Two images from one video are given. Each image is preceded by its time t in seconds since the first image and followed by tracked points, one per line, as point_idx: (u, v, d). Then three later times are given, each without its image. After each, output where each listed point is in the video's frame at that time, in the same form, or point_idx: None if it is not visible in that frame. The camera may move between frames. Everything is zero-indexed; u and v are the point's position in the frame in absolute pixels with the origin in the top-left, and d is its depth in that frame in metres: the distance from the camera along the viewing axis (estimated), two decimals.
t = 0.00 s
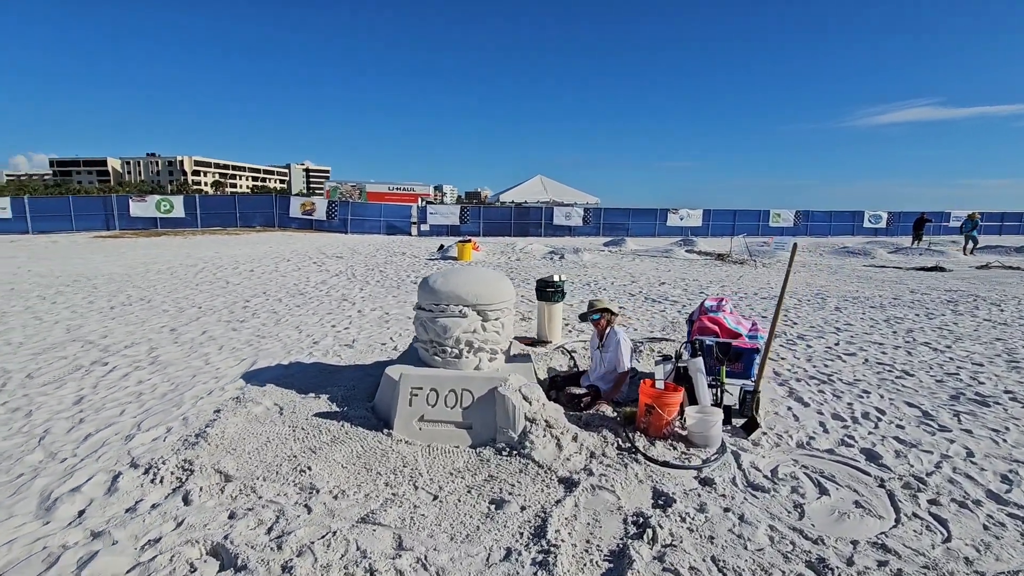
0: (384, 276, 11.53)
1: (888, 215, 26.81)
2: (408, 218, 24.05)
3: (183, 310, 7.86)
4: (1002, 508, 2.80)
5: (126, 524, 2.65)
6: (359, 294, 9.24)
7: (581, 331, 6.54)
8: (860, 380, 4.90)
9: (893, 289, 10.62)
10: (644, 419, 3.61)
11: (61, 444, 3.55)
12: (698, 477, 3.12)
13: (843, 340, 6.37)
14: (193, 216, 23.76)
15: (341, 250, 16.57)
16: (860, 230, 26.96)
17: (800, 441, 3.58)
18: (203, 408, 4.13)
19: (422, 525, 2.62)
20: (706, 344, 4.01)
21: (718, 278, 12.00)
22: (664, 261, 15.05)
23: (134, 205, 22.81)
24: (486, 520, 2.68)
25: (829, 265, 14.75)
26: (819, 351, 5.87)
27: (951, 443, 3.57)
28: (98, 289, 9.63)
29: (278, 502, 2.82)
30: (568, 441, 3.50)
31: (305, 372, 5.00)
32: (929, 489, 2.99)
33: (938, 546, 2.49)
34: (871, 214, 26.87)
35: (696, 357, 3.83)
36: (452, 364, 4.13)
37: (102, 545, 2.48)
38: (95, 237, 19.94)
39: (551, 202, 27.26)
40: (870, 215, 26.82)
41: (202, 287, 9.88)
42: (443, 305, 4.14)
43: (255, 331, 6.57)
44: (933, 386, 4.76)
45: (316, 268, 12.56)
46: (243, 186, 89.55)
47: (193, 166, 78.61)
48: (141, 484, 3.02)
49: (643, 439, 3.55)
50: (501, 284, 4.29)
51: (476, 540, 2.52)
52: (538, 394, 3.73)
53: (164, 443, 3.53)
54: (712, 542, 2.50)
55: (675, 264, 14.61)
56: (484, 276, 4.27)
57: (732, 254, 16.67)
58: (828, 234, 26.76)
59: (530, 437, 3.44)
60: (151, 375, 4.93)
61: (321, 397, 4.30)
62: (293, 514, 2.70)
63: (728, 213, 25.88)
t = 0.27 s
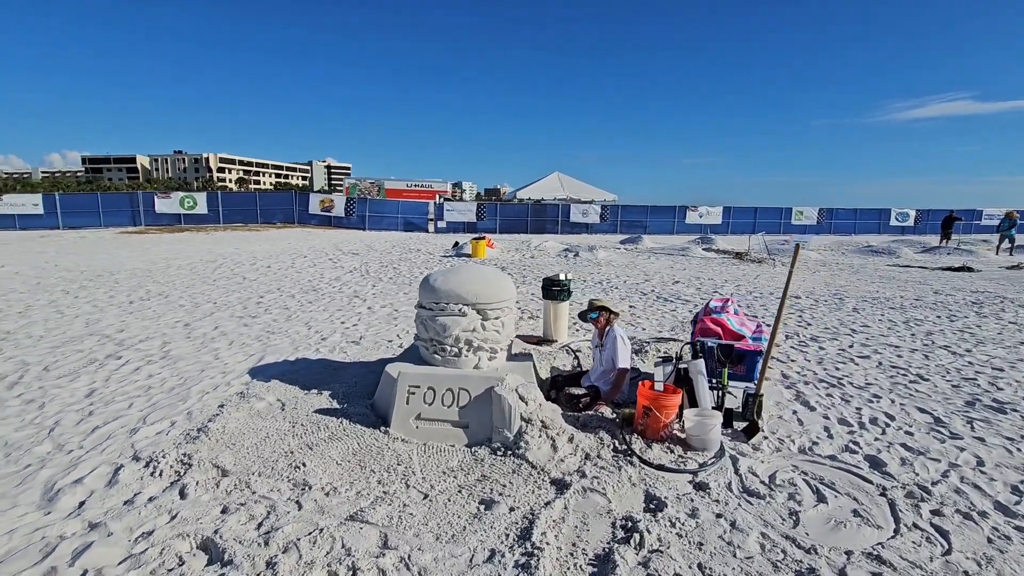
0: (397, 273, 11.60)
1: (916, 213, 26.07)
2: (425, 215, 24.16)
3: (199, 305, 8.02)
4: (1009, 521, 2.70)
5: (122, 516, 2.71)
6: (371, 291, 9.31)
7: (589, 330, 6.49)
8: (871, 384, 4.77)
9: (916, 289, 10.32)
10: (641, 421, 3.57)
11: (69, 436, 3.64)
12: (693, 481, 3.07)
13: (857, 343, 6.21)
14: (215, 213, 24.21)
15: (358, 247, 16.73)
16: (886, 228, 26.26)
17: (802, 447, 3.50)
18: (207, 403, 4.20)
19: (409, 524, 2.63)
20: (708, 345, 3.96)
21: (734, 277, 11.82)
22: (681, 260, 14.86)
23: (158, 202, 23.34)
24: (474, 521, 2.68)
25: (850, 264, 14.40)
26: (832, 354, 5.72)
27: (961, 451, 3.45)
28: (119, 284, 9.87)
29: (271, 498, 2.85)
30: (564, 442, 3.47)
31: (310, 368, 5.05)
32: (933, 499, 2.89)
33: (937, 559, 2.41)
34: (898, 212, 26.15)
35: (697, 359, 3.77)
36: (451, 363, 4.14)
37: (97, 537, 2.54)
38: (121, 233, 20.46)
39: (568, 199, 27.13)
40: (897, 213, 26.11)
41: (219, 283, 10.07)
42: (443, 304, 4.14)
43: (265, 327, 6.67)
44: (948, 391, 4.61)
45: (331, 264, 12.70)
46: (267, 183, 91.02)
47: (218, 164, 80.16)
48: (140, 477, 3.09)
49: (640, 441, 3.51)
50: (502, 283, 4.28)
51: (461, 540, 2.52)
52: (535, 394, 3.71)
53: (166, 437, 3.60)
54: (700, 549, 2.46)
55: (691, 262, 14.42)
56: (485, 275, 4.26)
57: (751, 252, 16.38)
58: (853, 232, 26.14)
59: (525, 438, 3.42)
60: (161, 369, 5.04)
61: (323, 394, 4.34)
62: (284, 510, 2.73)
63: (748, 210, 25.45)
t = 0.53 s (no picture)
0: (412, 270, 11.62)
1: (949, 210, 25.19)
2: (444, 212, 24.20)
3: (215, 301, 8.12)
4: None
5: (119, 511, 2.72)
6: (385, 288, 9.33)
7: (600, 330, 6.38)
8: (893, 388, 4.57)
9: (946, 289, 9.94)
10: (647, 423, 3.46)
11: (78, 429, 3.69)
12: (698, 487, 2.97)
13: (881, 344, 5.98)
14: (238, 210, 24.64)
15: (375, 244, 16.83)
16: (917, 226, 25.44)
17: (816, 453, 3.36)
18: (213, 398, 4.22)
19: (401, 525, 2.59)
20: (718, 347, 3.83)
21: (755, 275, 11.55)
22: (700, 258, 14.59)
23: (184, 199, 23.85)
24: (467, 523, 2.62)
25: (878, 263, 13.96)
26: (853, 356, 5.51)
27: (987, 461, 3.27)
28: (141, 279, 10.08)
29: (266, 495, 2.83)
30: (566, 443, 3.39)
31: (318, 364, 5.05)
32: (954, 511, 2.73)
33: None
34: (929, 209, 25.32)
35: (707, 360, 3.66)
36: (455, 362, 4.08)
37: (92, 531, 2.55)
38: (148, 230, 20.97)
39: (587, 197, 26.91)
40: (929, 211, 25.28)
41: (237, 279, 10.21)
42: (447, 301, 4.09)
43: (278, 323, 6.71)
44: (976, 397, 4.38)
45: (348, 261, 12.79)
46: (291, 181, 92.45)
47: (243, 162, 81.68)
48: (141, 472, 3.10)
49: (645, 444, 3.41)
50: (507, 280, 4.20)
51: (453, 543, 2.46)
52: (538, 394, 3.63)
53: (170, 432, 3.62)
54: (699, 559, 2.37)
55: (711, 261, 14.14)
56: (490, 272, 4.20)
57: (773, 250, 16.01)
58: (881, 230, 25.40)
59: (526, 439, 3.35)
60: (172, 364, 5.09)
61: (327, 390, 4.33)
62: (278, 508, 2.71)
63: (772, 208, 24.91)
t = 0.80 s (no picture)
0: (429, 269, 11.57)
1: (987, 211, 24.22)
2: (463, 211, 24.18)
3: (232, 299, 8.18)
4: None
5: (114, 513, 2.67)
6: (400, 287, 9.29)
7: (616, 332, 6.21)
8: (926, 398, 4.31)
9: (983, 293, 9.49)
10: (659, 432, 3.31)
11: (84, 427, 3.68)
12: (711, 502, 2.80)
13: (912, 350, 5.68)
14: (262, 209, 25.01)
15: (394, 243, 16.87)
16: (953, 227, 24.53)
17: (840, 467, 3.16)
18: (220, 397, 4.19)
19: (397, 536, 2.49)
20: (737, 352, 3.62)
21: (779, 277, 11.21)
22: (723, 258, 14.25)
23: (210, 198, 24.29)
24: (465, 536, 2.51)
25: (910, 265, 13.45)
26: (882, 362, 5.24)
27: None
28: (163, 276, 10.23)
29: (262, 501, 2.76)
30: (573, 451, 3.25)
31: (327, 364, 5.00)
32: (992, 537, 2.52)
33: None
34: (966, 209, 24.37)
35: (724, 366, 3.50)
36: (462, 364, 3.98)
37: (86, 534, 2.51)
38: (175, 228, 21.40)
39: (608, 196, 26.62)
40: (965, 211, 24.34)
41: (256, 277, 10.29)
42: (454, 302, 3.98)
43: (291, 321, 6.70)
44: (1017, 409, 4.10)
45: (366, 260, 12.82)
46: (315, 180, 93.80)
47: (270, 162, 83.14)
48: (141, 472, 3.07)
49: (656, 453, 3.25)
50: (517, 281, 4.08)
51: (449, 558, 2.35)
52: (546, 399, 3.50)
53: (174, 432, 3.59)
54: None
55: (734, 261, 13.79)
56: (499, 272, 4.07)
57: (800, 251, 15.56)
58: (914, 230, 24.55)
59: (532, 446, 3.22)
60: (183, 362, 5.10)
61: (334, 391, 4.27)
62: (272, 514, 2.63)
63: (799, 208, 24.28)
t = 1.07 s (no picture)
0: (448, 266, 11.53)
1: None
2: (486, 207, 24.10)
3: (252, 294, 8.26)
4: None
5: (116, 511, 2.67)
6: (419, 284, 9.26)
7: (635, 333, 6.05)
8: (963, 407, 4.06)
9: None
10: (673, 439, 3.17)
11: (97, 421, 3.71)
12: (726, 515, 2.65)
13: (950, 355, 5.38)
14: (288, 205, 25.38)
15: (416, 239, 16.90)
16: (996, 224, 23.44)
17: (867, 481, 2.97)
18: (231, 394, 4.19)
19: (395, 543, 2.41)
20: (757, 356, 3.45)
21: (809, 275, 10.83)
22: (750, 256, 13.85)
23: (238, 195, 24.75)
24: (465, 544, 2.42)
25: (949, 264, 12.87)
26: (917, 367, 4.97)
27: None
28: (188, 272, 10.42)
29: (262, 502, 2.72)
30: (583, 457, 3.13)
31: (340, 361, 4.97)
32: None
33: None
34: (1011, 206, 23.26)
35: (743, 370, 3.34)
36: (471, 364, 3.89)
37: (86, 532, 2.50)
38: (204, 224, 21.87)
39: (633, 192, 26.22)
40: (1010, 208, 23.23)
41: (277, 273, 10.39)
42: (464, 300, 3.89)
43: (308, 318, 6.71)
44: None
45: (386, 256, 12.85)
46: (342, 176, 95.04)
47: (298, 159, 84.53)
48: (147, 470, 3.06)
49: (670, 461, 3.12)
50: (529, 279, 3.96)
51: (446, 568, 2.27)
52: (556, 402, 3.39)
53: (183, 429, 3.59)
54: None
55: (761, 259, 13.40)
56: (510, 270, 3.97)
57: (831, 249, 15.04)
58: (954, 228, 23.55)
59: (540, 451, 3.12)
60: (199, 357, 5.13)
61: (344, 390, 4.23)
62: (270, 517, 2.59)
63: (831, 204, 23.52)
